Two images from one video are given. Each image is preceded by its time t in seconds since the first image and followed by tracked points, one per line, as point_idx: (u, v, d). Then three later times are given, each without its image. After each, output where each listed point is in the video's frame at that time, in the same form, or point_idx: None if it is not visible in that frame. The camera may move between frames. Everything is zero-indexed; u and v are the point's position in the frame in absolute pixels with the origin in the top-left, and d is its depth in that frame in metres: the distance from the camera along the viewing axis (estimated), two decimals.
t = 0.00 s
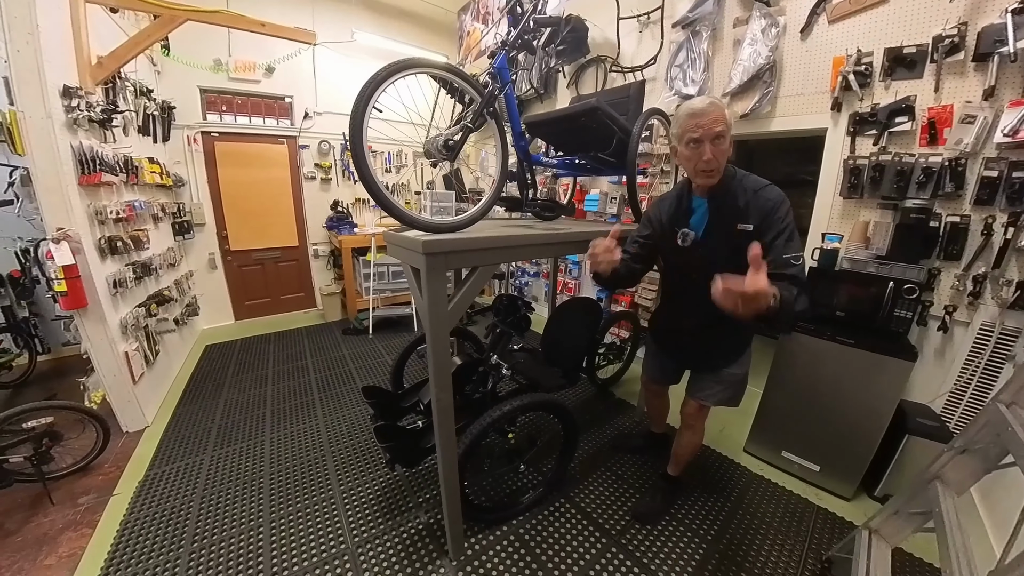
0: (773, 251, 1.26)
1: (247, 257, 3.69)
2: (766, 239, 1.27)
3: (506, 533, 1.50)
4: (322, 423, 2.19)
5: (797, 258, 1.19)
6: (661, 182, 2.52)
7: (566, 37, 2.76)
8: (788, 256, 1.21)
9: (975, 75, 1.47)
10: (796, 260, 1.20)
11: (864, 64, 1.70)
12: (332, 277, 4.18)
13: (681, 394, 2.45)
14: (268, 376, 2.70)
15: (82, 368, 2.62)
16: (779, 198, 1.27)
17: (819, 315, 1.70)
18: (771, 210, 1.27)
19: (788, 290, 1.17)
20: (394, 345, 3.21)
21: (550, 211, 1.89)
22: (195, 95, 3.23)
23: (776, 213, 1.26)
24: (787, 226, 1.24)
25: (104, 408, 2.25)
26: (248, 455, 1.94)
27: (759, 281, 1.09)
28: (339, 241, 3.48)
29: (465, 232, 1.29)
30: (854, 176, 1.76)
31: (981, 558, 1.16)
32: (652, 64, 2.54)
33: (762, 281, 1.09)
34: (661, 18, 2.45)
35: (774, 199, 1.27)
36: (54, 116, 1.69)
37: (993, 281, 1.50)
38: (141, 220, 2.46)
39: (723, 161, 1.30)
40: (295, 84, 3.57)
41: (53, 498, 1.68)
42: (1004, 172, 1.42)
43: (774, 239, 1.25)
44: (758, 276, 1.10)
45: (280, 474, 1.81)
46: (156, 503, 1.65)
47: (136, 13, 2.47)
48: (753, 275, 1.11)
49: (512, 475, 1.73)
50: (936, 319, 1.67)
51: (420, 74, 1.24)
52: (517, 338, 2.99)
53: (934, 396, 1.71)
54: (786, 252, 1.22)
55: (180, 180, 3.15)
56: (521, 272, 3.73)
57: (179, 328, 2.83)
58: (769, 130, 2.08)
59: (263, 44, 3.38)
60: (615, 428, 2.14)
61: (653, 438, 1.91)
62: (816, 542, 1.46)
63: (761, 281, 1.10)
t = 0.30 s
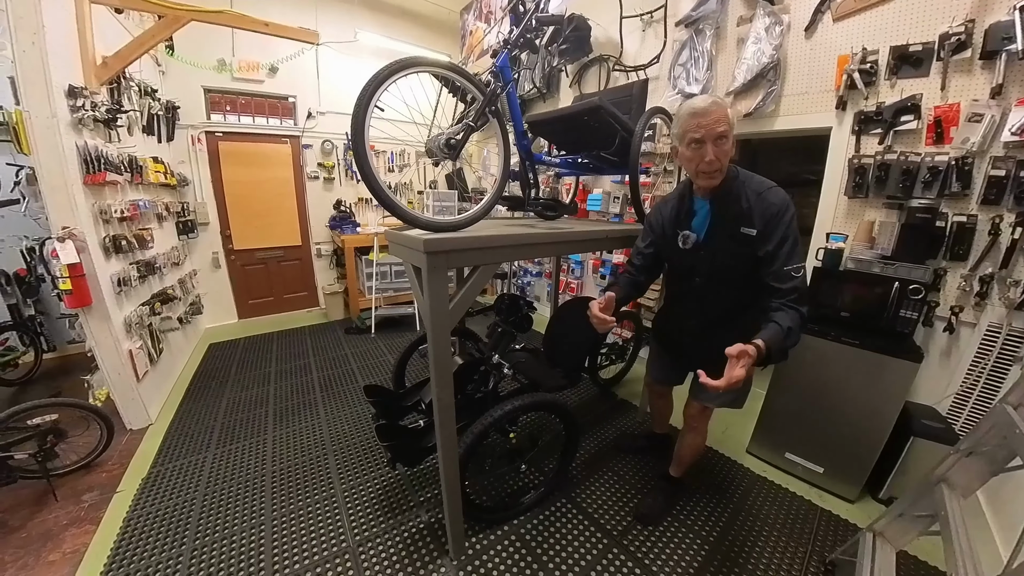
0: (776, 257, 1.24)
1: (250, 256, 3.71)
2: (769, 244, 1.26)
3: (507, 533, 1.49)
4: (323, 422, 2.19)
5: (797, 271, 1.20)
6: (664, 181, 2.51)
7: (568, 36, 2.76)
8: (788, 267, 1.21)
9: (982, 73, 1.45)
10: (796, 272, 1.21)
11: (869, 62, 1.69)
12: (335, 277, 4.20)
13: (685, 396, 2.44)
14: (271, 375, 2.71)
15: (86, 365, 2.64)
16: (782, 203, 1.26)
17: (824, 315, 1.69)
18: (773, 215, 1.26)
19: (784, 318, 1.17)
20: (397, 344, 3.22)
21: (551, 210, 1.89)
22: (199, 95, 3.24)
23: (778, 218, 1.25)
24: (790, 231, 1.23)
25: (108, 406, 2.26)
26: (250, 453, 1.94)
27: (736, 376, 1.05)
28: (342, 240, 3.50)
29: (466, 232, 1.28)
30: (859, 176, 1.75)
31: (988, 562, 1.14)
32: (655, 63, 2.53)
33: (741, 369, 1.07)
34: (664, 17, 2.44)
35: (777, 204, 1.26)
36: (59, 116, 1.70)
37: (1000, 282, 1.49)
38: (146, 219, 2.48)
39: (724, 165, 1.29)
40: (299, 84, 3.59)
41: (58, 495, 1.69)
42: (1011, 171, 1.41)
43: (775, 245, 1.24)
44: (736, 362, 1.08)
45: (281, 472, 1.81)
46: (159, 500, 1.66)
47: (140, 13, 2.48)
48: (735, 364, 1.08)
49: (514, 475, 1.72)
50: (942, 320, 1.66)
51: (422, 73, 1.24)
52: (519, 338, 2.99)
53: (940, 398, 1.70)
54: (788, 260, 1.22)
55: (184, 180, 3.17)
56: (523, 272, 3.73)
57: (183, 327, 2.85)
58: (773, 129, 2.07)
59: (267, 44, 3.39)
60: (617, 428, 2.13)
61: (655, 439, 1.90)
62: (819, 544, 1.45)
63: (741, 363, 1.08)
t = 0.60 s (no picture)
0: (782, 256, 1.24)
1: (255, 255, 3.73)
2: (775, 243, 1.25)
3: (509, 532, 1.50)
4: (326, 420, 2.20)
5: (804, 271, 1.20)
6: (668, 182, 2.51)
7: (572, 36, 2.76)
8: (794, 266, 1.21)
9: (989, 72, 1.44)
10: (803, 271, 1.20)
11: (875, 62, 1.68)
12: (339, 276, 4.21)
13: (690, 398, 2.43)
14: (275, 373, 2.73)
15: (92, 363, 2.67)
16: (789, 201, 1.25)
17: (828, 315, 1.69)
18: (779, 213, 1.25)
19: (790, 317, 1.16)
20: (400, 343, 3.23)
21: (554, 210, 1.89)
22: (204, 95, 3.27)
23: (783, 217, 1.25)
24: (797, 229, 1.23)
25: (114, 403, 2.29)
26: (253, 451, 1.95)
27: (742, 365, 1.05)
28: (346, 240, 3.51)
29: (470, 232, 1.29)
30: (865, 176, 1.74)
31: (993, 566, 1.13)
32: (659, 63, 2.52)
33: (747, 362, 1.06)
34: (668, 17, 2.44)
35: (783, 203, 1.25)
36: (67, 117, 1.72)
37: (1008, 283, 1.47)
38: (152, 219, 2.50)
39: (729, 163, 1.29)
40: (303, 84, 3.60)
41: (65, 491, 1.71)
42: (1019, 171, 1.39)
43: (781, 244, 1.24)
44: (742, 353, 1.08)
45: (285, 471, 1.82)
46: (164, 497, 1.68)
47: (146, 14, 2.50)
48: (741, 353, 1.08)
49: (516, 475, 1.72)
50: (948, 321, 1.64)
51: (425, 73, 1.24)
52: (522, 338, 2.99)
53: (946, 400, 1.68)
54: (795, 259, 1.21)
55: (190, 179, 3.19)
56: (526, 272, 3.73)
57: (188, 325, 2.88)
58: (777, 129, 2.06)
59: (271, 44, 3.41)
60: (620, 429, 2.13)
61: (658, 439, 1.90)
62: (823, 546, 1.44)
63: (746, 357, 1.07)
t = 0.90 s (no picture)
0: (789, 257, 1.22)
1: (259, 254, 3.76)
2: (781, 243, 1.23)
3: (511, 532, 1.50)
4: (329, 419, 2.21)
5: (812, 274, 1.17)
6: (672, 181, 2.52)
7: (575, 35, 2.77)
8: (800, 268, 1.19)
9: (998, 70, 1.42)
10: (811, 275, 1.17)
11: (881, 59, 1.66)
12: (342, 275, 4.23)
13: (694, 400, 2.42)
14: (279, 372, 2.74)
15: (98, 360, 2.69)
16: (797, 200, 1.22)
17: (834, 316, 1.67)
18: (786, 212, 1.23)
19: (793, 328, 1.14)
20: (402, 342, 3.23)
21: (557, 210, 1.89)
22: (210, 95, 3.29)
23: (789, 216, 1.22)
24: (805, 229, 1.20)
25: (120, 401, 2.31)
26: (257, 449, 1.96)
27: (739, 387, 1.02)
28: (349, 239, 3.53)
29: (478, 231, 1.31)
30: (871, 175, 1.72)
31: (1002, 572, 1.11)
32: (662, 62, 2.51)
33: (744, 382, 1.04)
34: (672, 15, 2.43)
35: (790, 201, 1.23)
36: (74, 117, 1.74)
37: (1017, 284, 1.45)
38: (157, 218, 2.52)
39: (734, 161, 1.28)
40: (308, 84, 3.62)
41: (71, 487, 1.73)
42: None
43: (787, 245, 1.22)
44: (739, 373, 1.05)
45: (287, 469, 1.83)
46: (168, 494, 1.69)
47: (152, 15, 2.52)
48: (734, 374, 1.06)
49: (518, 474, 1.72)
50: (956, 322, 1.62)
51: (428, 72, 1.23)
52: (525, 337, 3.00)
53: (953, 402, 1.66)
54: (802, 260, 1.19)
55: (195, 179, 3.22)
56: (530, 272, 3.73)
57: (193, 324, 2.90)
58: (783, 128, 2.04)
59: (276, 44, 3.42)
60: (622, 429, 2.12)
61: (661, 440, 1.89)
62: (827, 549, 1.43)
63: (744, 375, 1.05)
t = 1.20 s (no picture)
0: (797, 262, 1.18)
1: (263, 254, 3.77)
2: (789, 247, 1.19)
3: (512, 534, 1.48)
4: (331, 419, 2.21)
5: (817, 283, 1.14)
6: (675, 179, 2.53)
7: (579, 33, 2.77)
8: (807, 275, 1.15)
9: (1010, 67, 1.39)
10: (815, 284, 1.14)
11: (890, 57, 1.63)
12: (346, 275, 4.24)
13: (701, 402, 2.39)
14: (281, 371, 2.75)
15: (103, 358, 2.71)
16: (808, 203, 1.18)
17: (840, 318, 1.64)
18: (795, 216, 1.19)
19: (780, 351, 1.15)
20: (405, 342, 3.23)
21: (560, 209, 1.87)
22: (214, 95, 3.31)
23: (798, 219, 1.18)
24: (814, 234, 1.16)
25: (124, 399, 2.32)
26: (258, 448, 1.97)
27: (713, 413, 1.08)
28: (352, 239, 3.54)
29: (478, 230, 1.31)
30: (880, 174, 1.69)
31: None
32: (667, 60, 2.49)
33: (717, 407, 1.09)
34: (676, 13, 2.41)
35: (802, 203, 1.19)
36: (79, 116, 1.75)
37: None
38: (161, 217, 2.53)
39: (727, 165, 1.21)
40: (311, 84, 3.63)
41: (74, 484, 1.74)
42: None
43: (795, 249, 1.18)
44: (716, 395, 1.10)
45: (288, 468, 1.83)
46: (169, 492, 1.69)
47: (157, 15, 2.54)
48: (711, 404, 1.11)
49: (519, 476, 1.71)
50: (965, 324, 1.59)
51: (428, 70, 1.22)
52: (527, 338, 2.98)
53: (962, 407, 1.63)
54: (810, 267, 1.15)
55: (199, 179, 3.24)
56: (532, 272, 3.72)
57: (196, 323, 2.91)
58: (789, 126, 2.01)
59: (280, 44, 3.43)
60: (625, 431, 2.10)
61: (664, 443, 1.87)
62: (833, 555, 1.40)
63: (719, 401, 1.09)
